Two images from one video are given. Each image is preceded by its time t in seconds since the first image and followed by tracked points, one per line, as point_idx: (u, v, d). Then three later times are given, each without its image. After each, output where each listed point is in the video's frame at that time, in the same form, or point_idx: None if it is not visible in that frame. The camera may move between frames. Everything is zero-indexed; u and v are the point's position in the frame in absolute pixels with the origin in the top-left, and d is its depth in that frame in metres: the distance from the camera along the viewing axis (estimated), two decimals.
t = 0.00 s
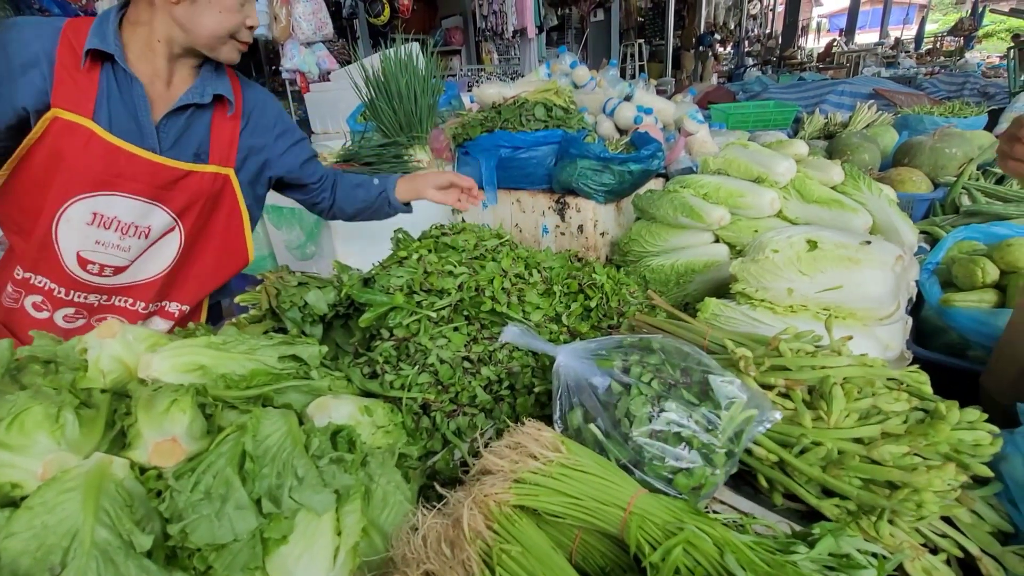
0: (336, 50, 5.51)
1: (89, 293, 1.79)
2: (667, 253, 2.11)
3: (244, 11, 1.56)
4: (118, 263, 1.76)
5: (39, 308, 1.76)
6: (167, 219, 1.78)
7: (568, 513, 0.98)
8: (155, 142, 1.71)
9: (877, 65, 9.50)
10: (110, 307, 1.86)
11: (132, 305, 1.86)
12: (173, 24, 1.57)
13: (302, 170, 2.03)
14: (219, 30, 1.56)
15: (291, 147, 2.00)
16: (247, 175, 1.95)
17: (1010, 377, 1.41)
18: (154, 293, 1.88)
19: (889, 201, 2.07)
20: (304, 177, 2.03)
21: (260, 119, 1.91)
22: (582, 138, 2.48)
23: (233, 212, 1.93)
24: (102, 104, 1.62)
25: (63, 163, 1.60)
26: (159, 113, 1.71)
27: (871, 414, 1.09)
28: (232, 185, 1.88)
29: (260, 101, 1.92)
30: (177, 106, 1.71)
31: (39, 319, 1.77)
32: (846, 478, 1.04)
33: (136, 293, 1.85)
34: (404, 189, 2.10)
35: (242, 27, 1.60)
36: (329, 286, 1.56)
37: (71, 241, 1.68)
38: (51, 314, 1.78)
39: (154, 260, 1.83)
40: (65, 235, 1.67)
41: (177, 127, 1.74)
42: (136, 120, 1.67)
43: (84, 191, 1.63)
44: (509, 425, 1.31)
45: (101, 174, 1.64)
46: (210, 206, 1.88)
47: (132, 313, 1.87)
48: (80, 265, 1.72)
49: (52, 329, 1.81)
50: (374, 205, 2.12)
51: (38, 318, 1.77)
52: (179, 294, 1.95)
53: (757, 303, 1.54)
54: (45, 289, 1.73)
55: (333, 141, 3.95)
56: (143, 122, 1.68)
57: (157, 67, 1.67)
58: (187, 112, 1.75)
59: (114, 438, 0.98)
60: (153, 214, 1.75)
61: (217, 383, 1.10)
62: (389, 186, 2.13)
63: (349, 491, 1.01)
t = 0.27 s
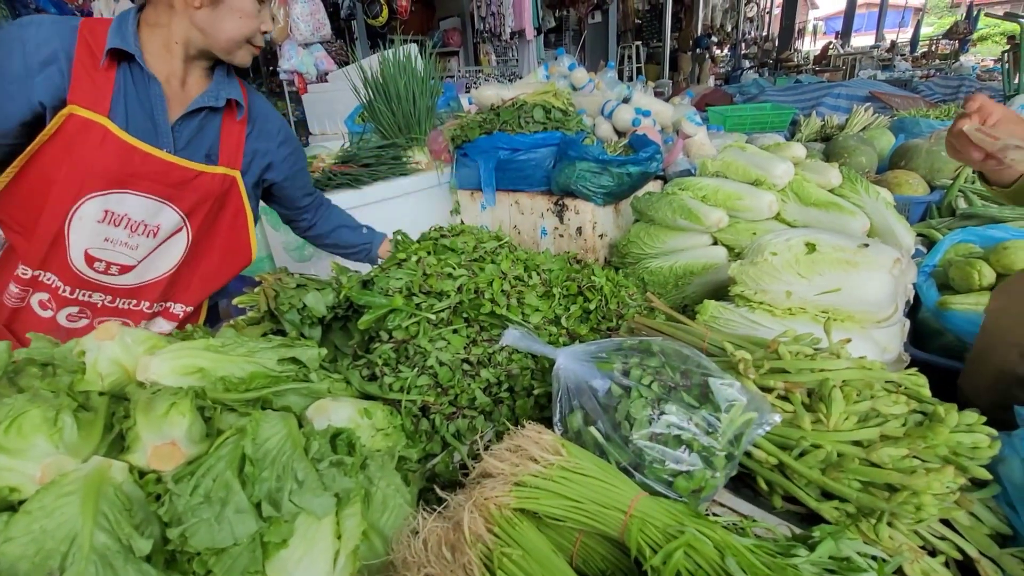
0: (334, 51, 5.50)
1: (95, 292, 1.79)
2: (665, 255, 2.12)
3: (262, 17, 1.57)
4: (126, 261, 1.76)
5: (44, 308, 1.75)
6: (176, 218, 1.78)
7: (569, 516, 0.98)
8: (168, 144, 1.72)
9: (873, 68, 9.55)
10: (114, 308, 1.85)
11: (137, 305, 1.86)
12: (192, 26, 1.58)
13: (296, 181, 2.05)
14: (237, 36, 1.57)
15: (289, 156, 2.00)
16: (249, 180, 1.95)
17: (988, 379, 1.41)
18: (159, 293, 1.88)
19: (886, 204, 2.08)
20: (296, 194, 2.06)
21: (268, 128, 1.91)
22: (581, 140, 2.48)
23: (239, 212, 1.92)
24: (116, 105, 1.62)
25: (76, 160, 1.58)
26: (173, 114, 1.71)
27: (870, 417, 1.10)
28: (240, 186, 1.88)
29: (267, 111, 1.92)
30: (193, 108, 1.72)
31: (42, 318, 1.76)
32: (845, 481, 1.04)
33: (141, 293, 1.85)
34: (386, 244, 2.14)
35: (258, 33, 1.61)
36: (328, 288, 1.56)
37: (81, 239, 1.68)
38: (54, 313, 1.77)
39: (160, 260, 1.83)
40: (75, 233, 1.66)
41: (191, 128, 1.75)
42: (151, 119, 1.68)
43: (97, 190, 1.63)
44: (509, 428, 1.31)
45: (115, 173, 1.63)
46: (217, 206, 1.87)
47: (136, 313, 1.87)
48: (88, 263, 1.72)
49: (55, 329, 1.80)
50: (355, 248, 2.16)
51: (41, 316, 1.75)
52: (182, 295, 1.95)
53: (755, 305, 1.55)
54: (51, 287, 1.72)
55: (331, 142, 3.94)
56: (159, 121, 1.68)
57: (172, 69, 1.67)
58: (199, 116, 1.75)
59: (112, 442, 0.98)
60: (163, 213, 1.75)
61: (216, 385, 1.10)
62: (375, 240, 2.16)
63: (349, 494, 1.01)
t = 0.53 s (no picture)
0: (333, 51, 5.50)
1: (97, 288, 1.79)
2: (665, 255, 2.12)
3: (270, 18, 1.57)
4: (127, 258, 1.76)
5: (46, 302, 1.75)
6: (179, 215, 1.77)
7: (569, 515, 0.98)
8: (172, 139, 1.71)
9: (871, 70, 9.58)
10: (115, 304, 1.85)
11: (139, 302, 1.86)
12: (201, 26, 1.58)
13: (305, 180, 2.05)
14: (244, 36, 1.57)
15: (296, 156, 2.00)
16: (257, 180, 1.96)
17: (974, 380, 1.50)
18: (161, 290, 1.88)
19: (886, 206, 2.09)
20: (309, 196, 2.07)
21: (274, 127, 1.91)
22: (582, 140, 2.48)
23: (243, 210, 1.92)
24: (122, 99, 1.62)
25: (81, 155, 1.58)
26: (179, 111, 1.71)
27: (870, 417, 1.10)
28: (244, 185, 1.87)
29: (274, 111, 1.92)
30: (199, 106, 1.71)
31: (45, 313, 1.77)
32: (846, 481, 1.04)
33: (143, 290, 1.86)
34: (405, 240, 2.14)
35: (266, 35, 1.61)
36: (328, 287, 1.55)
37: (84, 235, 1.68)
38: (57, 309, 1.77)
39: (163, 257, 1.83)
40: (78, 228, 1.66)
41: (195, 126, 1.74)
42: (157, 116, 1.67)
43: (101, 185, 1.62)
44: (509, 428, 1.31)
45: (119, 168, 1.63)
46: (221, 204, 1.87)
47: (138, 310, 1.88)
48: (91, 259, 1.72)
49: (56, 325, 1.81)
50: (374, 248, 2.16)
51: (43, 311, 1.76)
52: (184, 293, 1.96)
53: (756, 306, 1.55)
54: (55, 283, 1.73)
55: (331, 142, 3.94)
56: (163, 117, 1.67)
57: (179, 67, 1.66)
58: (205, 113, 1.75)
59: (113, 441, 0.98)
60: (167, 210, 1.74)
61: (217, 385, 1.10)
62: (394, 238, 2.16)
63: (351, 494, 1.01)
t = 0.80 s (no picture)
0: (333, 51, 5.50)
1: (101, 290, 1.81)
2: (664, 256, 2.13)
3: (277, 20, 1.60)
4: (132, 260, 1.78)
5: (49, 304, 1.76)
6: (185, 219, 1.81)
7: (569, 514, 0.98)
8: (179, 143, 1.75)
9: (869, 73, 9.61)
10: (118, 306, 1.87)
11: (142, 304, 1.88)
12: (210, 30, 1.62)
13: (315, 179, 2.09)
14: (253, 38, 1.61)
15: (298, 158, 2.05)
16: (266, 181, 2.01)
17: (960, 386, 1.53)
18: (164, 292, 1.91)
19: (883, 207, 2.10)
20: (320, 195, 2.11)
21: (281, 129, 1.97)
22: (581, 141, 2.49)
23: (247, 214, 1.96)
24: (132, 103, 1.66)
25: (89, 158, 1.61)
26: (188, 115, 1.76)
27: (868, 418, 1.10)
28: (249, 189, 1.92)
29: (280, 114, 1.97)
30: (207, 112, 1.77)
31: (46, 314, 1.77)
32: (844, 481, 1.05)
33: (147, 292, 1.88)
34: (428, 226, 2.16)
35: (274, 36, 1.65)
36: (328, 286, 1.55)
37: (90, 236, 1.69)
38: (59, 310, 1.78)
39: (167, 259, 1.86)
40: (85, 230, 1.68)
41: (203, 132, 1.80)
42: (165, 120, 1.72)
43: (108, 188, 1.65)
44: (508, 427, 1.32)
45: (127, 171, 1.66)
46: (226, 208, 1.91)
47: (140, 312, 1.90)
48: (96, 261, 1.74)
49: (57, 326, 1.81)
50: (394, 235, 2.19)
51: (45, 313, 1.77)
52: (187, 294, 1.98)
53: (754, 306, 1.55)
54: (58, 284, 1.74)
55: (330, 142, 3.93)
56: (172, 121, 1.72)
57: (187, 70, 1.70)
58: (213, 119, 1.81)
59: (112, 438, 0.97)
60: (173, 213, 1.78)
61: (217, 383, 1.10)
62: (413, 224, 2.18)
63: (350, 492, 1.01)
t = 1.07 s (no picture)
0: (332, 50, 5.48)
1: (112, 300, 1.82)
2: (664, 257, 2.13)
3: (300, 28, 1.63)
4: (146, 273, 1.80)
5: (58, 312, 1.76)
6: (201, 234, 1.83)
7: (571, 515, 0.98)
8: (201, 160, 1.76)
9: (868, 75, 9.63)
10: (127, 314, 1.88)
11: (152, 312, 1.91)
12: (233, 44, 1.64)
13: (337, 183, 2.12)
14: (277, 48, 1.63)
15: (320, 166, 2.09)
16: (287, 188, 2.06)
17: (952, 388, 1.55)
18: (173, 301, 1.93)
19: (883, 209, 2.10)
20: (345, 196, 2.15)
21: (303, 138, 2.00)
22: (582, 142, 2.49)
23: (261, 227, 1.99)
24: (155, 122, 1.67)
25: (109, 173, 1.61)
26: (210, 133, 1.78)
27: (869, 419, 1.10)
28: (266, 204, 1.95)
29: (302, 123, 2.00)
30: (228, 129, 1.78)
31: (54, 322, 1.77)
32: (845, 483, 1.05)
33: (157, 300, 1.90)
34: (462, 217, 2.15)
35: (298, 45, 1.67)
36: (329, 286, 1.55)
37: (106, 250, 1.70)
38: (68, 318, 1.78)
39: (179, 271, 1.88)
40: (100, 243, 1.68)
41: (223, 149, 1.82)
42: (188, 137, 1.73)
43: (128, 204, 1.65)
44: (509, 428, 1.32)
45: (147, 189, 1.67)
46: (240, 221, 1.93)
47: (149, 319, 1.92)
48: (110, 274, 1.75)
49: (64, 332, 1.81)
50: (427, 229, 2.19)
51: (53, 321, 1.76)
52: (196, 302, 2.02)
53: (755, 308, 1.55)
54: (68, 294, 1.74)
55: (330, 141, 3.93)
56: (195, 139, 1.74)
57: (212, 88, 1.72)
58: (233, 135, 1.82)
59: (114, 438, 0.97)
60: (189, 229, 1.80)
61: (218, 382, 1.09)
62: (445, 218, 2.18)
63: (352, 493, 1.01)
